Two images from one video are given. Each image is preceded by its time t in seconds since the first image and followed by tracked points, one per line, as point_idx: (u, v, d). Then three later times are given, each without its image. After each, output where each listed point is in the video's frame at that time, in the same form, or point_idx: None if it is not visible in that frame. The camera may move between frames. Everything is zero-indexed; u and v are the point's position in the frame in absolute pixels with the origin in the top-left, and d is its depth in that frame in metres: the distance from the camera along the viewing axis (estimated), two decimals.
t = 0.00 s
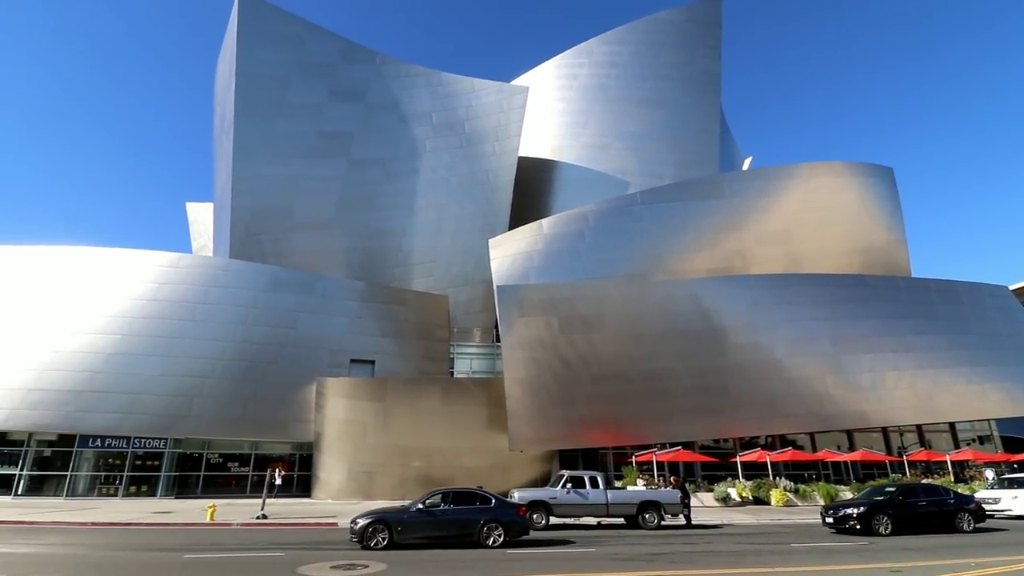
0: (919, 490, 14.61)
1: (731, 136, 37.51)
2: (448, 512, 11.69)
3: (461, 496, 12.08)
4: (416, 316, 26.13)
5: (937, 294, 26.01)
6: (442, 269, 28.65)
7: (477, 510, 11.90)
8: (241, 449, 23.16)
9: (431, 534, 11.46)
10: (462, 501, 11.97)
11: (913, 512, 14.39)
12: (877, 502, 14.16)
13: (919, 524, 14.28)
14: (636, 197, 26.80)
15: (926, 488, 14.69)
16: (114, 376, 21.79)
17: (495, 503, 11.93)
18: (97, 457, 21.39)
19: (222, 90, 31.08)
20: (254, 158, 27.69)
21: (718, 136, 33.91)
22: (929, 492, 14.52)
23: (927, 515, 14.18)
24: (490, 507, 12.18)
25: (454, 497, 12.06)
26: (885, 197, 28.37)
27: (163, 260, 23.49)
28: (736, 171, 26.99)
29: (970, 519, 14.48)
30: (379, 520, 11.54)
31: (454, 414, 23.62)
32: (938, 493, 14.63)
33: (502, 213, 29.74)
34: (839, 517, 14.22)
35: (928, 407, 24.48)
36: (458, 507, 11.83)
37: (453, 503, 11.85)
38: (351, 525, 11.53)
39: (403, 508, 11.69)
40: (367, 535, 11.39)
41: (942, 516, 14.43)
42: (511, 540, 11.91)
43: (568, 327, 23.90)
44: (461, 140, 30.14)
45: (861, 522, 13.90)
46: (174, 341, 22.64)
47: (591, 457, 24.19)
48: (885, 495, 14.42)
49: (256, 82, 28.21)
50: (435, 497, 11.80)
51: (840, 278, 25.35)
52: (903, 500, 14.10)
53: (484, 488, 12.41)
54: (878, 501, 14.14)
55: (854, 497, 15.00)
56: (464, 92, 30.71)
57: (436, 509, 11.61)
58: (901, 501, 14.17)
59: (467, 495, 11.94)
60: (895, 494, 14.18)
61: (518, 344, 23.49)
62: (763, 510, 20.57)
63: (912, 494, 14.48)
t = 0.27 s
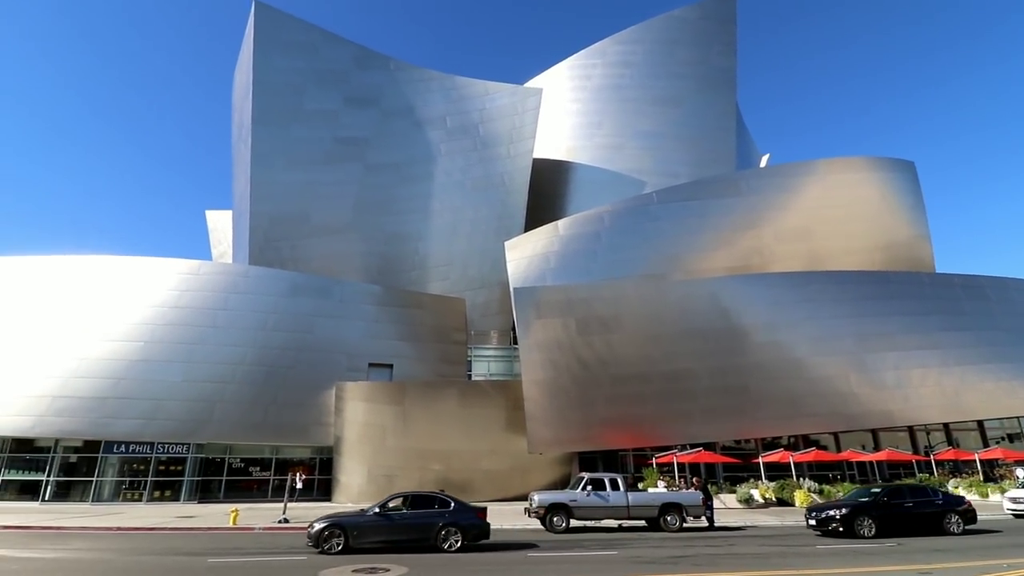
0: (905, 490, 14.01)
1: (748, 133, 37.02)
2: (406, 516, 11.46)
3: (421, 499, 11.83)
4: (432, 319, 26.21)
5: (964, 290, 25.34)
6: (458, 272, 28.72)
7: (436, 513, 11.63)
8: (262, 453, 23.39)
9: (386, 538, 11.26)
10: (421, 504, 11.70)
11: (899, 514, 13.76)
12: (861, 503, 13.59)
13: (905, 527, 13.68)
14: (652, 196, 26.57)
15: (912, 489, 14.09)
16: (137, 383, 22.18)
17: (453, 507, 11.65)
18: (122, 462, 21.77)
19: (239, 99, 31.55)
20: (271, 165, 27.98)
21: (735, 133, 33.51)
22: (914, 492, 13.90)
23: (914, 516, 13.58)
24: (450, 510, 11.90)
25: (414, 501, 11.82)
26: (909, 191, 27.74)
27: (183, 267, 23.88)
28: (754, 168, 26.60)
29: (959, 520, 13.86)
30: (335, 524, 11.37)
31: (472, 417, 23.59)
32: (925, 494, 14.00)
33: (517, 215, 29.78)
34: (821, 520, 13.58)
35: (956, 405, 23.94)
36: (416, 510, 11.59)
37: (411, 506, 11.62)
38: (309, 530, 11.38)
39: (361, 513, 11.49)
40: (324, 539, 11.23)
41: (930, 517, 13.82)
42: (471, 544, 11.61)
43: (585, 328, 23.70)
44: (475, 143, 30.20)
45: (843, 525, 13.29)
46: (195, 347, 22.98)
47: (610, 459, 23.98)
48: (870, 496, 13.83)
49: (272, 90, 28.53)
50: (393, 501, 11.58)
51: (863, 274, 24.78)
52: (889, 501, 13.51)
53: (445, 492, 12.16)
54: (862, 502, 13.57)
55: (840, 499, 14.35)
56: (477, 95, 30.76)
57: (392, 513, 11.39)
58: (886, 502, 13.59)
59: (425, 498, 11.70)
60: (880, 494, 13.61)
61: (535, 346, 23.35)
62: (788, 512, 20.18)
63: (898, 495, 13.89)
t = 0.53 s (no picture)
0: (879, 490, 13.74)
1: (756, 130, 36.81)
2: (358, 519, 11.27)
3: (373, 502, 11.65)
4: (442, 322, 26.27)
5: (978, 284, 25.02)
6: (466, 274, 28.80)
7: (386, 516, 11.40)
8: (275, 456, 23.54)
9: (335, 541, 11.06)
10: (373, 506, 11.51)
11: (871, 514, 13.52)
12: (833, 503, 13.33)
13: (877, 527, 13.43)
14: (660, 195, 26.47)
15: (886, 489, 13.81)
16: (151, 388, 22.41)
17: (405, 509, 11.45)
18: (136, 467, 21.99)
19: (247, 106, 31.81)
20: (280, 170, 28.19)
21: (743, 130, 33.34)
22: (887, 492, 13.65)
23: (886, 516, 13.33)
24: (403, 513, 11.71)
25: (366, 503, 11.62)
26: (920, 186, 27.44)
27: (194, 273, 24.13)
28: (762, 165, 26.43)
29: (934, 520, 13.58)
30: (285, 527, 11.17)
31: (482, 419, 23.61)
32: (899, 494, 13.73)
33: (525, 216, 29.83)
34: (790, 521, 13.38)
35: (971, 401, 23.63)
36: (368, 513, 11.40)
37: (362, 509, 11.41)
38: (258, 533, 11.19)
39: (310, 516, 11.27)
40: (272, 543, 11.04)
41: (904, 518, 13.56)
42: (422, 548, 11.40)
43: (594, 328, 23.63)
44: (481, 144, 30.27)
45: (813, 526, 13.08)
46: (207, 352, 23.19)
47: (622, 459, 23.89)
48: (843, 495, 13.57)
49: (279, 95, 28.74)
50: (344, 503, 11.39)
51: (875, 270, 24.54)
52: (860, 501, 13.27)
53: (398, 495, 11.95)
54: (833, 503, 13.34)
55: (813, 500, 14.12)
56: (483, 97, 30.83)
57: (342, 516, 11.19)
58: (858, 502, 13.35)
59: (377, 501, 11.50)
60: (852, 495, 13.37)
61: (544, 347, 23.32)
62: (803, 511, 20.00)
63: (871, 495, 13.62)
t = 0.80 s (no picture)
0: (864, 491, 13.26)
1: (775, 126, 36.26)
2: (319, 523, 11.11)
3: (334, 505, 11.49)
4: (460, 324, 26.30)
5: (1010, 278, 24.28)
6: (484, 276, 28.82)
7: (348, 519, 11.26)
8: (296, 459, 23.72)
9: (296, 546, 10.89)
10: (334, 510, 11.36)
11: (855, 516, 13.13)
12: (814, 505, 12.96)
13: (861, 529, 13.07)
14: (678, 193, 26.17)
15: (872, 490, 13.33)
16: (176, 393, 22.79)
17: (367, 512, 11.32)
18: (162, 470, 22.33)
19: (266, 113, 32.26)
20: (297, 176, 28.50)
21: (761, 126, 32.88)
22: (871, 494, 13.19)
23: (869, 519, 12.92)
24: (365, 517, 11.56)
25: (327, 507, 11.45)
26: (946, 178, 26.74)
27: (216, 279, 24.51)
28: (782, 161, 26.00)
29: (922, 522, 13.12)
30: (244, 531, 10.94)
31: (501, 420, 23.55)
32: (883, 495, 13.27)
33: (541, 217, 29.76)
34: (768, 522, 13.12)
35: (1003, 399, 22.92)
36: (329, 517, 11.23)
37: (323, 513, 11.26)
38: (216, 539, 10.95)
39: (270, 520, 11.07)
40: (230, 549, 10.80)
41: (890, 521, 13.13)
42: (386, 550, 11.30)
43: (613, 328, 23.44)
44: (497, 146, 30.29)
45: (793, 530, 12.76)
46: (230, 357, 23.52)
47: (643, 461, 23.62)
48: (825, 497, 13.19)
49: (297, 102, 29.08)
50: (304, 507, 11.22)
51: (901, 265, 23.93)
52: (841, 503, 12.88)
53: (362, 497, 11.77)
54: (815, 505, 12.97)
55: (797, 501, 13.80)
56: (497, 99, 30.86)
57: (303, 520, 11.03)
58: (840, 504, 12.95)
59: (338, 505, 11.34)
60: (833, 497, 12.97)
61: (562, 348, 23.19)
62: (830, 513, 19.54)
63: (855, 496, 13.19)
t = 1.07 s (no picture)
0: (845, 494, 12.98)
1: (790, 122, 35.83)
2: (280, 527, 10.87)
3: (295, 509, 11.26)
4: (476, 326, 26.38)
5: None
6: (499, 278, 28.90)
7: (308, 523, 11.04)
8: (315, 462, 23.90)
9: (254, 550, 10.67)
10: (295, 514, 11.13)
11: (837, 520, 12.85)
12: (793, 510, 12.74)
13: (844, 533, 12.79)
14: (693, 192, 25.96)
15: (855, 493, 13.04)
16: (198, 397, 23.18)
17: (328, 515, 11.10)
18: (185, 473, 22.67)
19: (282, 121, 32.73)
20: (313, 183, 28.84)
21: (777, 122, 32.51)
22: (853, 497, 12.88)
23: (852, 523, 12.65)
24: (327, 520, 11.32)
25: (289, 511, 11.22)
26: (969, 171, 26.17)
27: (236, 284, 24.95)
28: (799, 157, 25.66)
29: (907, 527, 12.81)
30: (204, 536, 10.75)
31: (519, 423, 23.54)
32: (866, 499, 12.95)
33: (555, 218, 29.76)
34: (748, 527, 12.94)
35: None
36: (289, 521, 11.00)
37: (284, 517, 11.04)
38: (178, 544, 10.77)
39: (230, 524, 10.87)
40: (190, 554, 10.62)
41: (875, 524, 12.83)
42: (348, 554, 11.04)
43: (630, 329, 23.31)
44: (510, 148, 30.38)
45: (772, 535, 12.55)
46: (250, 361, 23.88)
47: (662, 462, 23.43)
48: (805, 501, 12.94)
49: (312, 109, 29.44)
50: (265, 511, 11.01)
51: (924, 261, 23.43)
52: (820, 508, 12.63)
53: (323, 502, 11.55)
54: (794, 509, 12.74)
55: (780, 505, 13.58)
56: (510, 101, 30.97)
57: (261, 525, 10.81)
58: (820, 508, 12.71)
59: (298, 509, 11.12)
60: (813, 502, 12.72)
61: (579, 350, 23.12)
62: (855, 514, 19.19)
63: (837, 500, 12.93)
